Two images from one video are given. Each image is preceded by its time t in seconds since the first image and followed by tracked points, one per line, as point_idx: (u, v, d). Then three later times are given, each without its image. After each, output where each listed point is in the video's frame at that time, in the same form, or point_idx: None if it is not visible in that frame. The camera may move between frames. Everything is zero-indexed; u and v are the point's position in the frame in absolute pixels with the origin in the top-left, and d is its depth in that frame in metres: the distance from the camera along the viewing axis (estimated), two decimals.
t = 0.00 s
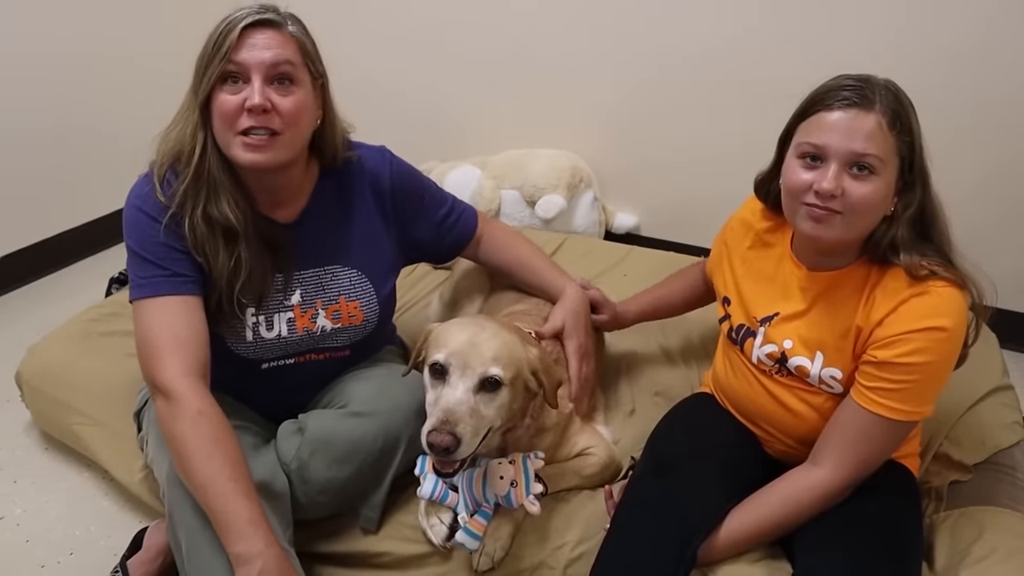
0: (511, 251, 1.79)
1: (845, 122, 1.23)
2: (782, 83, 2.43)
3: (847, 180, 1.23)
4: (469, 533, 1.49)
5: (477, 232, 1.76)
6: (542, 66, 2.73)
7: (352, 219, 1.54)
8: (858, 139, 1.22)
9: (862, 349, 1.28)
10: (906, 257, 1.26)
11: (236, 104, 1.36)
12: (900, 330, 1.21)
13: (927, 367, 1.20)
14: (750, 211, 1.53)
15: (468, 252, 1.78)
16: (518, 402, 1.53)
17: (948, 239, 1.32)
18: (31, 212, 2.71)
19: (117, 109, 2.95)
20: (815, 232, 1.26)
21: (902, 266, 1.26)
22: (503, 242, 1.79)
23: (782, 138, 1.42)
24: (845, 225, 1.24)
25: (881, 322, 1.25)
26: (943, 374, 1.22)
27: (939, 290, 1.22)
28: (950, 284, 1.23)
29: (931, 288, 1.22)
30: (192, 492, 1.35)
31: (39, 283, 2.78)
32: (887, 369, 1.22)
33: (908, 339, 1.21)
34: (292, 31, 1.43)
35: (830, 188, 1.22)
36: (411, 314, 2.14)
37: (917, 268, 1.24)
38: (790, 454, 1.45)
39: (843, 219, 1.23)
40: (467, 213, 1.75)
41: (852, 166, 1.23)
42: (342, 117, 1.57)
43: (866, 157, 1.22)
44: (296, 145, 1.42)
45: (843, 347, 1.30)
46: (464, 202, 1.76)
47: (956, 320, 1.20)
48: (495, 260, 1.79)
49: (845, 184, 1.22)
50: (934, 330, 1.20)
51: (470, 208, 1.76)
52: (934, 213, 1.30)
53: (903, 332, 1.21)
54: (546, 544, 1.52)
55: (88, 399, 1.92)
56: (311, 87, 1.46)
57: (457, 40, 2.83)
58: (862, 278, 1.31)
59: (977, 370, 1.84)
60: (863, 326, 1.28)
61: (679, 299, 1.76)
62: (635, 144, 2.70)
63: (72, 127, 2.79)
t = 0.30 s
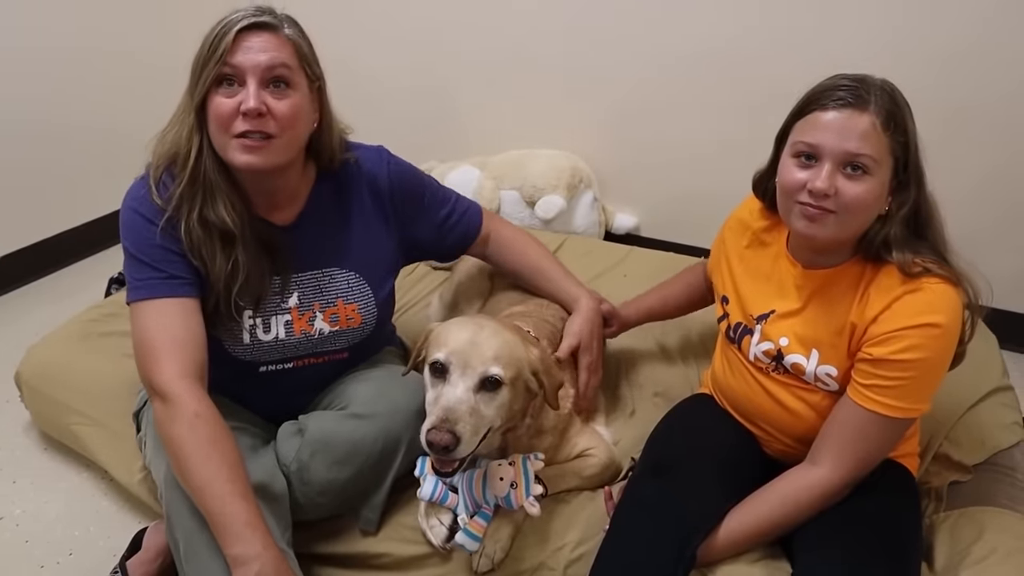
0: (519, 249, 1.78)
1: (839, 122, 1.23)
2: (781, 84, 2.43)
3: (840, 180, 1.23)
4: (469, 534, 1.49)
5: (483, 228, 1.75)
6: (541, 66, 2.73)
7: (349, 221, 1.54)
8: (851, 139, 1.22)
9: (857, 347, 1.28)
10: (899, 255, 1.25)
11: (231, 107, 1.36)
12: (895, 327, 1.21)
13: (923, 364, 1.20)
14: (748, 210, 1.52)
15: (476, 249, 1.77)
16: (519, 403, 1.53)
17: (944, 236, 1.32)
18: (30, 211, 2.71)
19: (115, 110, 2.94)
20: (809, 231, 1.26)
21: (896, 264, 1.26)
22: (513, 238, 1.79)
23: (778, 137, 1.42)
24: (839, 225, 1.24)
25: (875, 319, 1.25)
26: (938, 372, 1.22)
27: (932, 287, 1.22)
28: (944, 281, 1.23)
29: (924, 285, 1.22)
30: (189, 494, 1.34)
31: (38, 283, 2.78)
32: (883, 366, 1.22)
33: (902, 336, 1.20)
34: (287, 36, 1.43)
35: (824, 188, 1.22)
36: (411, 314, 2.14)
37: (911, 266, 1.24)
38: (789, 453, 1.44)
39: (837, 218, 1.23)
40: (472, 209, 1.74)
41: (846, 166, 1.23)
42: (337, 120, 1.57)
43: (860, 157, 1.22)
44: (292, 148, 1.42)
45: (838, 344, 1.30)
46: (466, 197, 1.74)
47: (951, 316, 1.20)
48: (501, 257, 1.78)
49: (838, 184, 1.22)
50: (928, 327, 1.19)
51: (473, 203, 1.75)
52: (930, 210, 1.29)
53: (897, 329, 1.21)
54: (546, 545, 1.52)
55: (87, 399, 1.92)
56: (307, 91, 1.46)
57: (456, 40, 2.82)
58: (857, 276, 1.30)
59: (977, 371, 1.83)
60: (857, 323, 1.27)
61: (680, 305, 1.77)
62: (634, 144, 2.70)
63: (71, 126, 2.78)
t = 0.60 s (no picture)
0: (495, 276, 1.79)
1: (817, 147, 1.25)
2: (769, 110, 2.45)
3: (818, 203, 1.24)
4: (456, 558, 1.47)
5: (462, 257, 1.77)
6: (533, 89, 2.75)
7: (332, 243, 1.52)
8: (829, 164, 1.23)
9: (841, 370, 1.28)
10: (880, 278, 1.26)
11: (242, 212, 1.30)
12: (879, 351, 1.22)
13: (907, 389, 1.21)
14: (731, 237, 1.53)
15: (452, 278, 1.78)
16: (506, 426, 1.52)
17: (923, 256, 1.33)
18: (20, 227, 2.71)
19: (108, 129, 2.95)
20: (789, 253, 1.27)
21: (877, 287, 1.27)
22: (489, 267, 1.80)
23: (760, 161, 1.43)
24: (817, 247, 1.25)
25: (858, 343, 1.25)
26: (923, 396, 1.22)
27: (914, 311, 1.23)
28: (926, 304, 1.24)
29: (905, 310, 1.23)
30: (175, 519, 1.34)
31: (26, 301, 2.77)
32: (869, 391, 1.22)
33: (886, 361, 1.21)
34: (252, 109, 1.29)
35: (801, 210, 1.24)
36: (401, 335, 2.14)
37: (892, 290, 1.25)
38: (777, 476, 1.44)
39: (815, 240, 1.24)
40: (450, 238, 1.75)
41: (823, 189, 1.24)
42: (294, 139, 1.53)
43: (836, 180, 1.23)
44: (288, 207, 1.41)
45: (822, 367, 1.30)
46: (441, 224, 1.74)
47: (933, 339, 1.21)
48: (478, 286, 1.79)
49: (816, 207, 1.24)
50: (911, 351, 1.20)
51: (450, 232, 1.76)
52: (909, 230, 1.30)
53: (881, 353, 1.22)
54: (533, 568, 1.51)
55: (74, 417, 1.91)
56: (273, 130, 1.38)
57: (449, 62, 2.85)
58: (841, 299, 1.31)
59: (965, 396, 1.85)
60: (841, 346, 1.28)
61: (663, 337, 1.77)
62: (624, 167, 2.71)
63: (62, 142, 2.78)
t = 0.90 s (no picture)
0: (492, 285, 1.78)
1: (816, 149, 1.25)
2: (768, 112, 2.46)
3: (818, 205, 1.24)
4: (456, 558, 1.48)
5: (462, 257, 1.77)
6: (532, 90, 2.75)
7: (329, 243, 1.52)
8: (829, 165, 1.23)
9: (840, 370, 1.29)
10: (879, 278, 1.26)
11: (249, 208, 1.30)
12: (877, 351, 1.22)
13: (906, 389, 1.21)
14: (731, 237, 1.54)
15: (451, 278, 1.77)
16: (503, 428, 1.52)
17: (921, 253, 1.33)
18: (19, 228, 2.71)
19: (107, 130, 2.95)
20: (789, 254, 1.28)
21: (876, 287, 1.27)
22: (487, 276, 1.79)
23: (759, 164, 1.43)
24: (817, 248, 1.25)
25: (857, 343, 1.26)
26: (921, 394, 1.22)
27: (912, 311, 1.23)
28: (924, 305, 1.24)
29: (903, 309, 1.23)
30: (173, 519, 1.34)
31: (25, 301, 2.77)
32: (867, 391, 1.22)
33: (885, 361, 1.21)
34: (259, 107, 1.30)
35: (800, 213, 1.24)
36: (400, 336, 2.14)
37: (891, 290, 1.25)
38: (777, 476, 1.45)
39: (815, 241, 1.25)
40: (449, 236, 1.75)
41: (823, 191, 1.24)
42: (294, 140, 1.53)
43: (836, 182, 1.23)
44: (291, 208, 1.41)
45: (821, 367, 1.30)
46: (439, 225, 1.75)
47: (932, 340, 1.21)
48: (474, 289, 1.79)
49: (816, 209, 1.24)
50: (909, 351, 1.20)
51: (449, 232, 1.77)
52: (908, 228, 1.31)
53: (880, 353, 1.22)
54: (533, 569, 1.51)
55: (73, 418, 1.91)
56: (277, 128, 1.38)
57: (449, 64, 2.85)
58: (840, 299, 1.31)
59: (962, 397, 1.85)
60: (840, 346, 1.28)
61: (657, 329, 1.79)
62: (624, 168, 2.72)
63: (62, 142, 2.78)
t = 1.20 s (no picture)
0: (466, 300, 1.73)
1: (818, 147, 1.25)
2: (768, 112, 2.46)
3: (819, 202, 1.24)
4: (456, 559, 1.48)
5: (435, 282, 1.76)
6: (531, 90, 2.75)
7: (328, 245, 1.51)
8: (831, 163, 1.23)
9: (839, 371, 1.28)
10: (880, 279, 1.26)
11: (256, 212, 1.30)
12: (877, 352, 1.22)
13: (905, 390, 1.21)
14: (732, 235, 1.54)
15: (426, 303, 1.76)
16: (502, 432, 1.52)
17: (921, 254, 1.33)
18: (19, 228, 2.71)
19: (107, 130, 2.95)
20: (789, 252, 1.28)
21: (877, 288, 1.27)
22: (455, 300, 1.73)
23: (760, 163, 1.43)
24: (818, 247, 1.25)
25: (856, 344, 1.26)
26: (921, 396, 1.22)
27: (912, 312, 1.23)
28: (924, 307, 1.24)
29: (903, 311, 1.23)
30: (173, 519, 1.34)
31: (25, 301, 2.77)
32: (866, 392, 1.22)
33: (884, 362, 1.21)
34: (274, 114, 1.30)
35: (802, 210, 1.24)
36: (399, 336, 2.14)
37: (891, 291, 1.25)
38: (777, 479, 1.45)
39: (816, 239, 1.25)
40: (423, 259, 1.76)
41: (825, 189, 1.24)
42: (298, 142, 1.53)
43: (838, 179, 1.23)
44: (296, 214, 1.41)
45: (820, 367, 1.30)
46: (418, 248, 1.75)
47: (931, 341, 1.21)
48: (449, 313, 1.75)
49: (817, 206, 1.24)
50: (909, 352, 1.20)
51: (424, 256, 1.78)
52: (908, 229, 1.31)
53: (879, 354, 1.22)
54: (533, 570, 1.51)
55: (72, 418, 1.91)
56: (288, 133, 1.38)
57: (449, 64, 2.85)
58: (840, 299, 1.31)
59: (962, 398, 1.85)
60: (839, 346, 1.28)
61: (657, 331, 1.78)
62: (623, 169, 2.72)
63: (61, 142, 2.78)
